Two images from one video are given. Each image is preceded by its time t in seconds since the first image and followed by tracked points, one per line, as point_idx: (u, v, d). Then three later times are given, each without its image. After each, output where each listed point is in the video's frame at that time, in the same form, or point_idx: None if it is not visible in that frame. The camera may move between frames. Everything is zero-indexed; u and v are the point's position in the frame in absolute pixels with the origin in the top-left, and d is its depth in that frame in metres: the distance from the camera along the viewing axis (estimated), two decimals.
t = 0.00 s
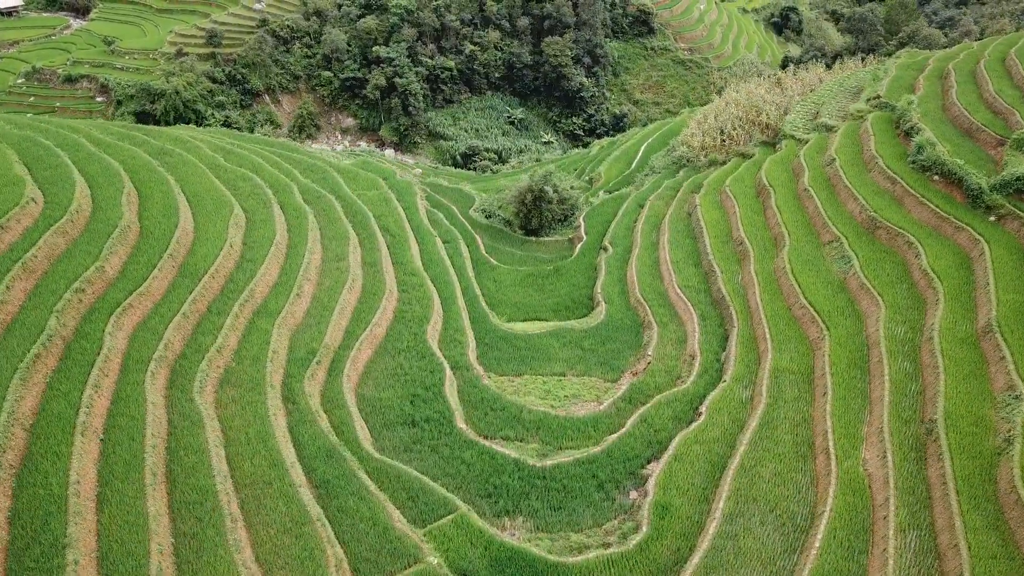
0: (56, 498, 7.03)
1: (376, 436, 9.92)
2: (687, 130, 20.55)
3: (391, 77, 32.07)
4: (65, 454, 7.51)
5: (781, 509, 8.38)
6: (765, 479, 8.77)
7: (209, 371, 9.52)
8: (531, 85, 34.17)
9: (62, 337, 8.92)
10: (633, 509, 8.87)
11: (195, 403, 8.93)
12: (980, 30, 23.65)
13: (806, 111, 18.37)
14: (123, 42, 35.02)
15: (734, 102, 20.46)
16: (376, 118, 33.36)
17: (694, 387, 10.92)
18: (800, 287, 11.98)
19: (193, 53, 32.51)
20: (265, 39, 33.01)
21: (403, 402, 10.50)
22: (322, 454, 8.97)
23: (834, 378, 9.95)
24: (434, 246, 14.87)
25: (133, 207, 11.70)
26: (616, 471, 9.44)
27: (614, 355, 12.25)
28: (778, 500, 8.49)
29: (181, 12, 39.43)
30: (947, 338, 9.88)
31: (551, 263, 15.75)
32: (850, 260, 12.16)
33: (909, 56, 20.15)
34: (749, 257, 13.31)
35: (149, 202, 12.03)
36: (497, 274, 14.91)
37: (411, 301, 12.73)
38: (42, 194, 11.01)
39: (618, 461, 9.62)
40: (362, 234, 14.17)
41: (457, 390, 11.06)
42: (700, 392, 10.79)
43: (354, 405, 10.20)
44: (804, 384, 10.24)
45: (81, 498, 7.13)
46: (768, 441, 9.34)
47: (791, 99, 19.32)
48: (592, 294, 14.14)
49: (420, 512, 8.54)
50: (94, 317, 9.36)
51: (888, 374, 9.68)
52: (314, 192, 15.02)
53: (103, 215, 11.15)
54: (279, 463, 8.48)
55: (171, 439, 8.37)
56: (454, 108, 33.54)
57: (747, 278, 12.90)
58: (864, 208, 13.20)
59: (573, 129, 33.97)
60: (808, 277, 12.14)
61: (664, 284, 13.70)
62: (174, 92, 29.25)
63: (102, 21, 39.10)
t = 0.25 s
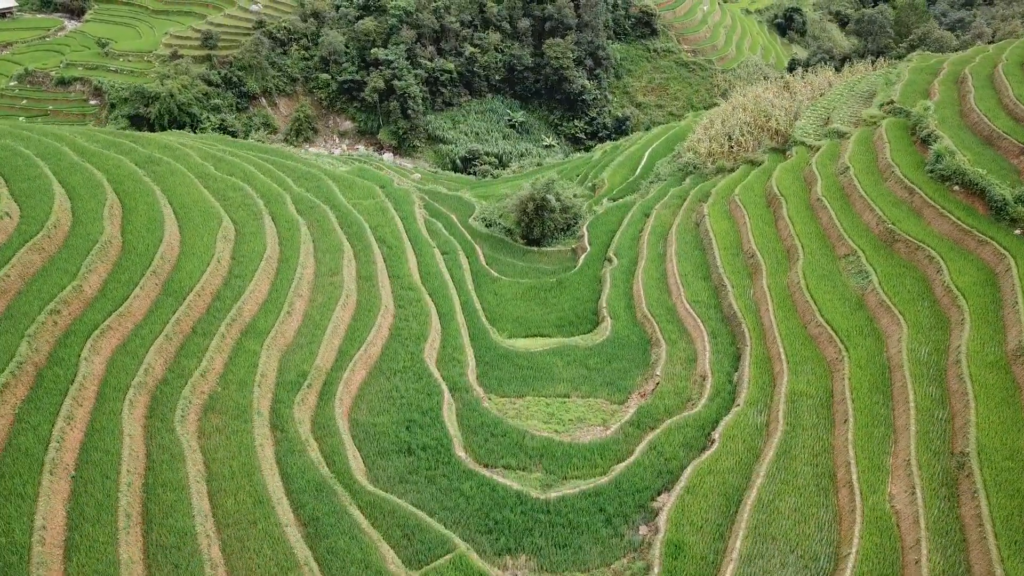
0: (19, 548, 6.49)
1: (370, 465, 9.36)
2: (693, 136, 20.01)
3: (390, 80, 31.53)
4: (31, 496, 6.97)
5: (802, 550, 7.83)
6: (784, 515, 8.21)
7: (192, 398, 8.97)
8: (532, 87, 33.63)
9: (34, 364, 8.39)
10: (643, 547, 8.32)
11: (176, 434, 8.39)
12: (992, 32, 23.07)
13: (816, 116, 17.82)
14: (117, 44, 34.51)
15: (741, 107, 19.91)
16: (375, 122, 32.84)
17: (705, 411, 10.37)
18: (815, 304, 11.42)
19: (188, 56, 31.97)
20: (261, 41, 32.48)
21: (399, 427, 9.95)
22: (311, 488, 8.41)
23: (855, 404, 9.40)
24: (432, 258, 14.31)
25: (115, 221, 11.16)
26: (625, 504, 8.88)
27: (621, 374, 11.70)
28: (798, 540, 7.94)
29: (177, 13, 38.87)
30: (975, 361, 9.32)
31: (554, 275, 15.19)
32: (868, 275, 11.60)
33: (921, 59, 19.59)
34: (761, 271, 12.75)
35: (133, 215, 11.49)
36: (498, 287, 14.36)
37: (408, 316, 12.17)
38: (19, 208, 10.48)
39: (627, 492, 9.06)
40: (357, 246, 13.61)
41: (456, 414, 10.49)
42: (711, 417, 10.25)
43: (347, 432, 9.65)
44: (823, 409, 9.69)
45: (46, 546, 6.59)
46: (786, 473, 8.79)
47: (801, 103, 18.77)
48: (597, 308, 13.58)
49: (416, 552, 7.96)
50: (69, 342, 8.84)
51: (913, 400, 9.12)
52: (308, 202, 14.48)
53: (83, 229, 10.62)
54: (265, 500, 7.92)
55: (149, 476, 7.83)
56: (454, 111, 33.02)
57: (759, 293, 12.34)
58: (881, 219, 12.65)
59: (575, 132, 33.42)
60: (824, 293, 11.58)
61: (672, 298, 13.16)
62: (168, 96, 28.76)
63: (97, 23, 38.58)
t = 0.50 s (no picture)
0: None
1: (363, 499, 8.78)
2: (699, 142, 19.45)
3: (388, 83, 30.99)
4: None
5: None
6: (806, 558, 7.64)
7: (172, 429, 8.41)
8: (533, 90, 33.07)
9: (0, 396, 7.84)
10: None
11: (153, 470, 7.83)
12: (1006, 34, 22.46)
13: (827, 122, 17.25)
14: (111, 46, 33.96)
15: (749, 112, 19.34)
16: (373, 125, 32.28)
17: (718, 438, 9.79)
18: (833, 323, 10.85)
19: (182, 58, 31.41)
20: (257, 43, 31.93)
21: (394, 457, 9.37)
22: (299, 528, 7.83)
23: (879, 434, 8.82)
24: (430, 270, 13.74)
25: (94, 236, 10.61)
26: (634, 542, 8.31)
27: (628, 396, 11.12)
28: None
29: (172, 15, 38.30)
30: (1008, 389, 8.74)
31: (556, 288, 14.61)
32: (889, 292, 11.02)
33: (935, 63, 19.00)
34: (775, 286, 12.17)
35: (114, 230, 10.95)
36: (499, 300, 13.78)
37: (404, 334, 11.60)
38: None
39: (636, 529, 8.48)
40: (351, 260, 13.03)
41: (455, 441, 9.91)
42: (725, 445, 9.67)
43: (339, 463, 9.06)
44: (844, 439, 9.11)
45: None
46: (807, 510, 8.21)
47: (811, 109, 18.19)
48: (602, 325, 13.00)
49: None
50: (39, 370, 8.29)
51: (942, 431, 8.54)
52: (301, 212, 13.92)
53: (60, 246, 10.08)
54: (247, 544, 7.35)
55: (122, 518, 7.26)
56: (453, 114, 32.47)
57: (773, 310, 11.77)
58: (900, 232, 12.07)
59: (576, 136, 32.85)
60: (842, 312, 11.01)
61: (680, 314, 12.59)
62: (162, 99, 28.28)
63: (92, 24, 38.02)
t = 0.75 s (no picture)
0: None
1: (354, 538, 8.17)
2: (706, 148, 18.87)
3: (387, 85, 30.43)
4: None
5: None
6: None
7: (147, 465, 7.82)
8: (534, 93, 32.48)
9: None
10: None
11: (125, 512, 7.24)
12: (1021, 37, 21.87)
13: (840, 129, 16.65)
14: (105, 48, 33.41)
15: (757, 117, 18.74)
16: (371, 128, 31.70)
17: (733, 469, 9.20)
18: (853, 344, 10.25)
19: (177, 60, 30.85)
20: (253, 45, 31.37)
21: (388, 491, 8.77)
22: None
23: (907, 469, 8.23)
24: (427, 284, 13.15)
25: (71, 252, 10.04)
26: None
27: (636, 421, 10.52)
28: None
29: (168, 16, 37.72)
30: None
31: (559, 302, 14.02)
32: (912, 311, 10.43)
33: (950, 67, 18.40)
34: (790, 303, 11.57)
35: (92, 245, 10.38)
36: (500, 316, 13.19)
37: (399, 354, 11.00)
38: None
39: (647, 573, 7.89)
40: (345, 274, 12.44)
41: (453, 472, 9.31)
42: (741, 477, 9.08)
43: (329, 499, 8.45)
44: (869, 473, 8.51)
45: None
46: (832, 553, 7.62)
47: (822, 114, 17.60)
48: (607, 342, 12.41)
49: None
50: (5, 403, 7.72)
51: (976, 467, 7.94)
52: (293, 224, 13.34)
53: (34, 264, 9.51)
54: None
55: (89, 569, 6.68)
56: (453, 117, 31.91)
57: (788, 328, 11.17)
58: (921, 247, 11.48)
59: (578, 140, 32.27)
60: (862, 332, 10.41)
61: (690, 332, 12.00)
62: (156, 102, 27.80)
63: (86, 26, 37.46)
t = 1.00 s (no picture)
0: None
1: None
2: (713, 155, 18.27)
3: (385, 88, 29.85)
4: None
5: None
6: None
7: (119, 508, 7.22)
8: (535, 95, 31.89)
9: None
10: None
11: (91, 564, 6.65)
12: None
13: (853, 135, 16.05)
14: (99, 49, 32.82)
15: (766, 123, 18.15)
16: (369, 132, 31.10)
17: (751, 504, 8.60)
18: (877, 369, 9.65)
19: (171, 62, 30.26)
20: (249, 46, 30.76)
21: (381, 530, 8.15)
22: None
23: (941, 510, 7.61)
24: (425, 300, 12.55)
25: (44, 271, 9.47)
26: None
27: (645, 449, 9.91)
28: None
29: (163, 16, 37.11)
30: None
31: (563, 317, 13.43)
32: (939, 333, 9.82)
33: (967, 71, 17.79)
34: (807, 322, 10.96)
35: (68, 263, 9.82)
36: (501, 332, 12.58)
37: (395, 377, 10.38)
38: None
39: None
40: (338, 290, 11.85)
41: (451, 508, 8.69)
42: (758, 515, 8.47)
43: (317, 541, 7.82)
44: (900, 514, 7.90)
45: None
46: None
47: (835, 119, 16.99)
48: (614, 362, 11.79)
49: None
50: None
51: (1017, 509, 7.33)
52: (284, 236, 12.77)
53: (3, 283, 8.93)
54: None
55: None
56: (452, 121, 31.34)
57: (806, 350, 10.56)
58: (946, 263, 10.87)
59: (580, 143, 31.67)
60: (886, 356, 9.80)
61: (701, 352, 11.38)
62: (150, 105, 27.35)
63: (80, 26, 36.86)
